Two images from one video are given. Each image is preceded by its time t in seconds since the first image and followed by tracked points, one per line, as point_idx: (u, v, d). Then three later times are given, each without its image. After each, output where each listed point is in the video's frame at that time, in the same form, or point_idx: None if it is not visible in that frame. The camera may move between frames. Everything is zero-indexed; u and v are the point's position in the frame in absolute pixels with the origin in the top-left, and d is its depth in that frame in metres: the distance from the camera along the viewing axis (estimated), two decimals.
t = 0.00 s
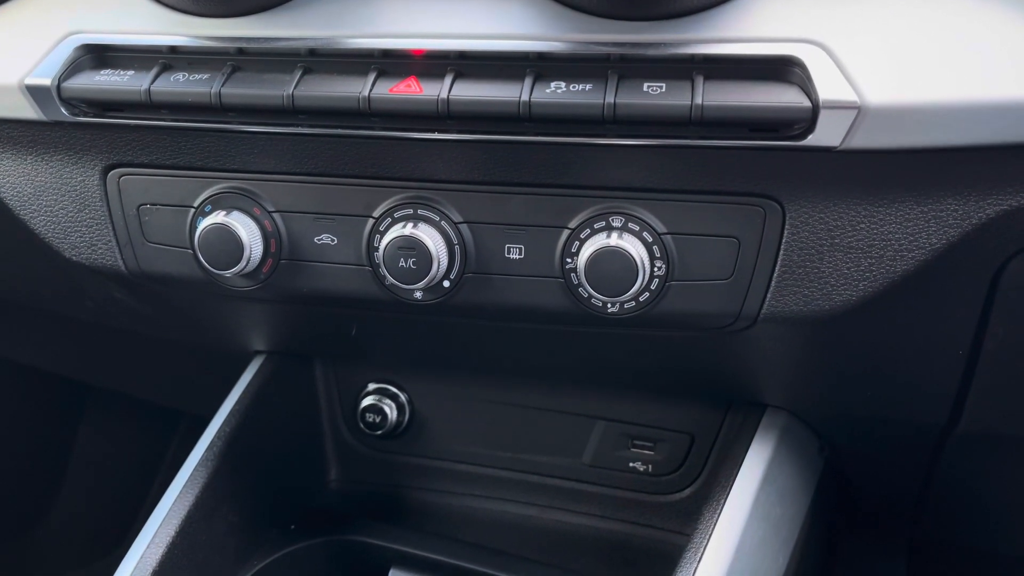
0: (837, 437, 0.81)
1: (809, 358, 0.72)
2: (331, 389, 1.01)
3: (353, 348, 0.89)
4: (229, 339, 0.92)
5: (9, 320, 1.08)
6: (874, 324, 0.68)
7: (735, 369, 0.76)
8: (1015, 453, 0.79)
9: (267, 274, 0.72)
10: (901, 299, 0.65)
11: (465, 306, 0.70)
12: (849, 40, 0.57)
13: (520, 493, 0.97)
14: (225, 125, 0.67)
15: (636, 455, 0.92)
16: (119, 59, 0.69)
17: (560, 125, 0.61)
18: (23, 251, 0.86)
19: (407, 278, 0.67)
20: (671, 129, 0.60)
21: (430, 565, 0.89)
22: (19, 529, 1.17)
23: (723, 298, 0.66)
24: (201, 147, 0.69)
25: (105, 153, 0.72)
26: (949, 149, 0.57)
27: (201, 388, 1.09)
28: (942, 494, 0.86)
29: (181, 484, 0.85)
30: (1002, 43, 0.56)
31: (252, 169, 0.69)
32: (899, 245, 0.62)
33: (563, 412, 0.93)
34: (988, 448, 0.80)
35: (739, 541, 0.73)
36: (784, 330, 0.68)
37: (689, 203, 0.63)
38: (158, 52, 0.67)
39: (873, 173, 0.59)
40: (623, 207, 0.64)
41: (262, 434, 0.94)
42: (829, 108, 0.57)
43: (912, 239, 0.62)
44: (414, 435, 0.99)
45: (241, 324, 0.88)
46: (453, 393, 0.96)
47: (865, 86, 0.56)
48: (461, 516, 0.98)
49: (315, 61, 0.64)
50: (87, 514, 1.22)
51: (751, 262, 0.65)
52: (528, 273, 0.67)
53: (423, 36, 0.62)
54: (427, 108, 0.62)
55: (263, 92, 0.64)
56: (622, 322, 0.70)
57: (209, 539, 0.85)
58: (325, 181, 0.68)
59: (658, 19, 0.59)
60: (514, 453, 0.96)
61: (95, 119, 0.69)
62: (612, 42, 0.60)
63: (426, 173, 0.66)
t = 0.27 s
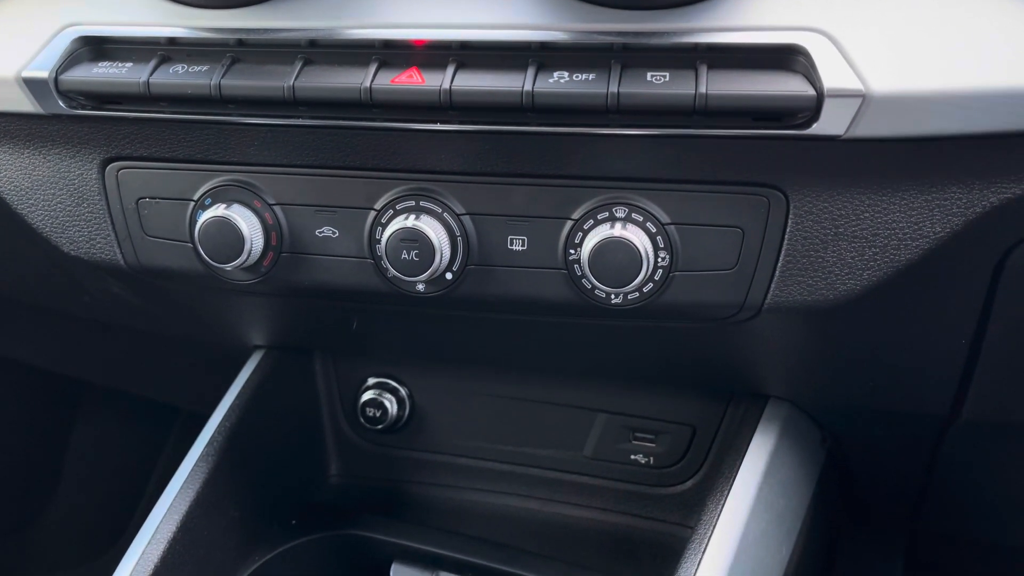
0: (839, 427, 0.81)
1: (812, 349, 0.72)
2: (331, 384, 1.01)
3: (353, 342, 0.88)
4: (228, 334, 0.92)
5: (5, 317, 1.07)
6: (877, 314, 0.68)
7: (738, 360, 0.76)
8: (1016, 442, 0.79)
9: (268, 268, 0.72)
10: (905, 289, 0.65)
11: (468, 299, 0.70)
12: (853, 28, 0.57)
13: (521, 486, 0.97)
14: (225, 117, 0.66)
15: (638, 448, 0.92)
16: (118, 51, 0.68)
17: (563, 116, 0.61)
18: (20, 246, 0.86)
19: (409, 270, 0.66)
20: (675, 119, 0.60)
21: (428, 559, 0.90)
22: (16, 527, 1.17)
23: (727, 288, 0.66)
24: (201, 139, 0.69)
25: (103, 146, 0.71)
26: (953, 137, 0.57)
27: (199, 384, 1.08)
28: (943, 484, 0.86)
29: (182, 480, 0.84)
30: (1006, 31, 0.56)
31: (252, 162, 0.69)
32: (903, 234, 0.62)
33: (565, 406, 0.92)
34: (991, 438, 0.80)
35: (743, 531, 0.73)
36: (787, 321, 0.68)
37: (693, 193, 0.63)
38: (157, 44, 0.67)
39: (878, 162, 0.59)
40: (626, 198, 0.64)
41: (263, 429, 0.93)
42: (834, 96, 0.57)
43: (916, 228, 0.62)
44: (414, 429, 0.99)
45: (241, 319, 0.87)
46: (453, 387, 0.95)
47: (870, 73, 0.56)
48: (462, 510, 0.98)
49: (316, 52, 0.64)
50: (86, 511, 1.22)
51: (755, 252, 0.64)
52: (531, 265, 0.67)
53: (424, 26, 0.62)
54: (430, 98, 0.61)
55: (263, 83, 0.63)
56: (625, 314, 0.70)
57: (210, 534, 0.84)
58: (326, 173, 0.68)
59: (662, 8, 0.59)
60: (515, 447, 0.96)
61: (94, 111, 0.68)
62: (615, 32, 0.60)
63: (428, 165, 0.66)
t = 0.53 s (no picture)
0: (839, 418, 0.81)
1: (812, 339, 0.72)
2: (328, 379, 1.00)
3: (350, 336, 0.88)
4: (225, 329, 0.91)
5: None
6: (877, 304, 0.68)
7: (737, 351, 0.76)
8: (1015, 430, 0.79)
9: (265, 261, 0.71)
10: (905, 278, 0.65)
11: (467, 291, 0.70)
12: (851, 17, 0.57)
13: (520, 480, 0.96)
14: (221, 110, 0.66)
15: (637, 440, 0.92)
16: (111, 44, 0.67)
17: (561, 106, 0.60)
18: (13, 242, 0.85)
19: (408, 262, 0.66)
20: (674, 108, 0.59)
21: (429, 553, 0.89)
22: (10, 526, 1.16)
23: (727, 279, 0.66)
24: (196, 133, 0.68)
25: (97, 140, 0.71)
26: (954, 124, 0.57)
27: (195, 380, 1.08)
28: (942, 473, 0.86)
29: (180, 476, 0.84)
30: (1004, 18, 0.56)
31: (249, 155, 0.68)
32: (903, 222, 0.62)
33: (563, 399, 0.92)
34: (989, 426, 0.80)
35: (744, 522, 0.73)
36: (788, 311, 0.68)
37: (693, 183, 0.63)
38: (150, 36, 0.66)
39: (878, 150, 0.59)
40: (626, 188, 0.64)
41: (260, 425, 0.93)
42: (834, 84, 0.56)
43: (916, 216, 0.62)
44: (412, 424, 0.99)
45: (237, 314, 0.87)
46: (451, 381, 0.95)
47: (869, 61, 0.56)
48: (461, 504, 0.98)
49: (312, 43, 0.63)
50: (81, 510, 1.21)
51: (756, 242, 0.64)
52: (530, 257, 0.67)
53: (421, 16, 0.61)
54: (427, 89, 0.61)
55: (259, 75, 0.63)
56: (625, 305, 0.70)
57: (209, 530, 0.84)
58: (323, 166, 0.68)
59: None
60: (513, 441, 0.96)
61: (87, 105, 0.68)
62: (614, 21, 0.59)
63: (426, 156, 0.65)
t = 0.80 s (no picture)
0: (839, 409, 0.81)
1: (813, 330, 0.72)
2: (325, 374, 1.00)
3: (349, 331, 0.87)
4: (222, 325, 0.91)
5: None
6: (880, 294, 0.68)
7: (738, 342, 0.75)
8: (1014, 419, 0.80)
9: (264, 256, 0.71)
10: (907, 268, 0.65)
11: (468, 284, 0.69)
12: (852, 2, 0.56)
13: (520, 474, 0.96)
14: (218, 104, 0.65)
15: (637, 433, 0.92)
16: (105, 38, 0.67)
17: (562, 97, 0.60)
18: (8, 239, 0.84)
19: (409, 256, 0.66)
20: (675, 99, 0.59)
21: (431, 548, 0.88)
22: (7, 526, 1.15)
23: (729, 269, 0.65)
24: (193, 127, 0.68)
25: (93, 135, 0.70)
26: (956, 112, 0.56)
27: (192, 377, 1.07)
28: (943, 463, 0.86)
29: (179, 473, 0.83)
30: None
31: (247, 148, 0.68)
32: (905, 211, 0.62)
33: (563, 392, 0.92)
34: (990, 416, 0.80)
35: (747, 514, 0.73)
36: (790, 302, 0.67)
37: (695, 174, 0.63)
38: (146, 29, 0.65)
39: (880, 139, 0.59)
40: (627, 179, 0.63)
41: (259, 421, 0.92)
42: (836, 73, 0.56)
43: (918, 205, 0.61)
44: (411, 419, 0.98)
45: (235, 310, 0.86)
46: (450, 375, 0.95)
47: (871, 49, 0.55)
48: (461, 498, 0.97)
49: (309, 36, 0.63)
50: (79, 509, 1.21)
51: (757, 232, 0.64)
52: (530, 249, 0.66)
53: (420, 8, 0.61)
54: (427, 80, 0.60)
55: (257, 68, 0.62)
56: (626, 297, 0.69)
57: (209, 527, 0.84)
58: (322, 159, 0.67)
59: None
60: (513, 435, 0.95)
61: (82, 100, 0.67)
62: (614, 11, 0.59)
63: (426, 149, 0.65)
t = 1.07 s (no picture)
0: (840, 398, 0.81)
1: (815, 320, 0.72)
2: (324, 369, 0.99)
3: (348, 325, 0.87)
4: (221, 320, 0.90)
5: None
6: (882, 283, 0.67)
7: (739, 333, 0.75)
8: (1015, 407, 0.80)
9: (263, 249, 0.70)
10: (909, 256, 0.65)
11: (469, 276, 0.69)
12: None
13: (521, 467, 0.96)
14: (215, 96, 0.64)
15: (637, 425, 0.92)
16: (101, 30, 0.66)
17: (563, 86, 0.59)
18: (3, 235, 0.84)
19: (409, 248, 0.65)
20: (677, 87, 0.59)
21: (434, 542, 0.87)
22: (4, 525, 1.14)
23: (731, 259, 0.65)
24: (190, 119, 0.67)
25: (89, 128, 0.69)
26: (959, 99, 0.56)
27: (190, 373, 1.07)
28: (944, 451, 0.86)
29: (179, 468, 0.83)
30: None
31: (244, 141, 0.67)
32: (907, 199, 0.62)
33: (563, 385, 0.92)
34: (991, 403, 0.80)
35: (751, 503, 0.73)
36: (792, 292, 0.67)
37: (696, 163, 0.62)
38: (142, 21, 0.65)
39: (883, 126, 0.59)
40: (628, 168, 0.63)
41: (258, 417, 0.92)
42: (839, 60, 0.56)
43: (920, 192, 0.61)
44: (411, 413, 0.98)
45: (233, 304, 0.85)
46: (450, 369, 0.94)
47: (873, 35, 0.55)
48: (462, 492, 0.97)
49: (307, 27, 0.62)
50: (76, 506, 1.20)
51: (760, 221, 0.64)
52: (532, 240, 0.66)
53: None
54: (426, 70, 0.60)
55: (254, 59, 0.62)
56: (628, 288, 0.69)
57: (210, 523, 0.83)
58: (321, 151, 0.67)
59: None
60: (514, 427, 0.95)
61: (78, 93, 0.67)
62: None
63: (425, 140, 0.64)
